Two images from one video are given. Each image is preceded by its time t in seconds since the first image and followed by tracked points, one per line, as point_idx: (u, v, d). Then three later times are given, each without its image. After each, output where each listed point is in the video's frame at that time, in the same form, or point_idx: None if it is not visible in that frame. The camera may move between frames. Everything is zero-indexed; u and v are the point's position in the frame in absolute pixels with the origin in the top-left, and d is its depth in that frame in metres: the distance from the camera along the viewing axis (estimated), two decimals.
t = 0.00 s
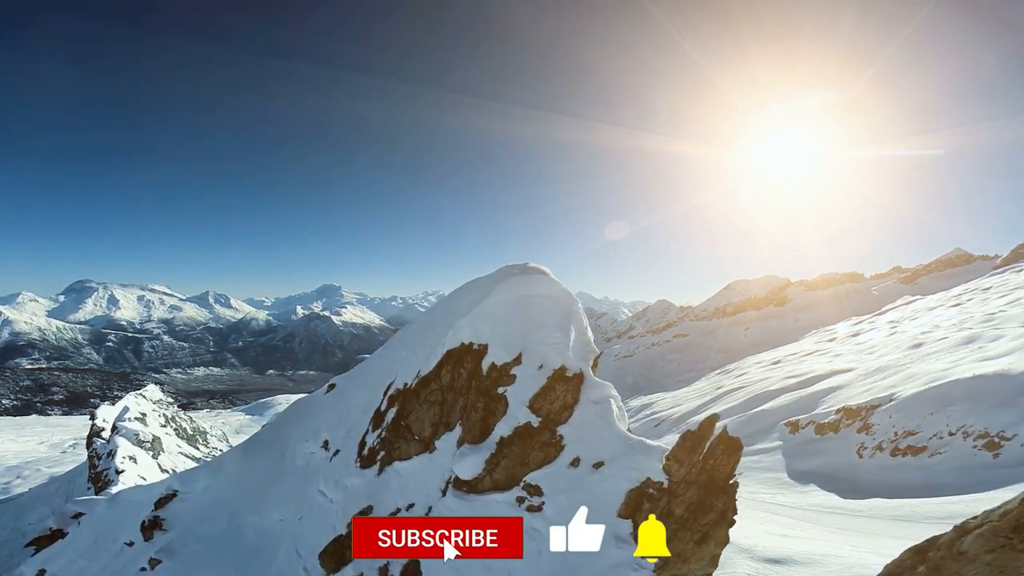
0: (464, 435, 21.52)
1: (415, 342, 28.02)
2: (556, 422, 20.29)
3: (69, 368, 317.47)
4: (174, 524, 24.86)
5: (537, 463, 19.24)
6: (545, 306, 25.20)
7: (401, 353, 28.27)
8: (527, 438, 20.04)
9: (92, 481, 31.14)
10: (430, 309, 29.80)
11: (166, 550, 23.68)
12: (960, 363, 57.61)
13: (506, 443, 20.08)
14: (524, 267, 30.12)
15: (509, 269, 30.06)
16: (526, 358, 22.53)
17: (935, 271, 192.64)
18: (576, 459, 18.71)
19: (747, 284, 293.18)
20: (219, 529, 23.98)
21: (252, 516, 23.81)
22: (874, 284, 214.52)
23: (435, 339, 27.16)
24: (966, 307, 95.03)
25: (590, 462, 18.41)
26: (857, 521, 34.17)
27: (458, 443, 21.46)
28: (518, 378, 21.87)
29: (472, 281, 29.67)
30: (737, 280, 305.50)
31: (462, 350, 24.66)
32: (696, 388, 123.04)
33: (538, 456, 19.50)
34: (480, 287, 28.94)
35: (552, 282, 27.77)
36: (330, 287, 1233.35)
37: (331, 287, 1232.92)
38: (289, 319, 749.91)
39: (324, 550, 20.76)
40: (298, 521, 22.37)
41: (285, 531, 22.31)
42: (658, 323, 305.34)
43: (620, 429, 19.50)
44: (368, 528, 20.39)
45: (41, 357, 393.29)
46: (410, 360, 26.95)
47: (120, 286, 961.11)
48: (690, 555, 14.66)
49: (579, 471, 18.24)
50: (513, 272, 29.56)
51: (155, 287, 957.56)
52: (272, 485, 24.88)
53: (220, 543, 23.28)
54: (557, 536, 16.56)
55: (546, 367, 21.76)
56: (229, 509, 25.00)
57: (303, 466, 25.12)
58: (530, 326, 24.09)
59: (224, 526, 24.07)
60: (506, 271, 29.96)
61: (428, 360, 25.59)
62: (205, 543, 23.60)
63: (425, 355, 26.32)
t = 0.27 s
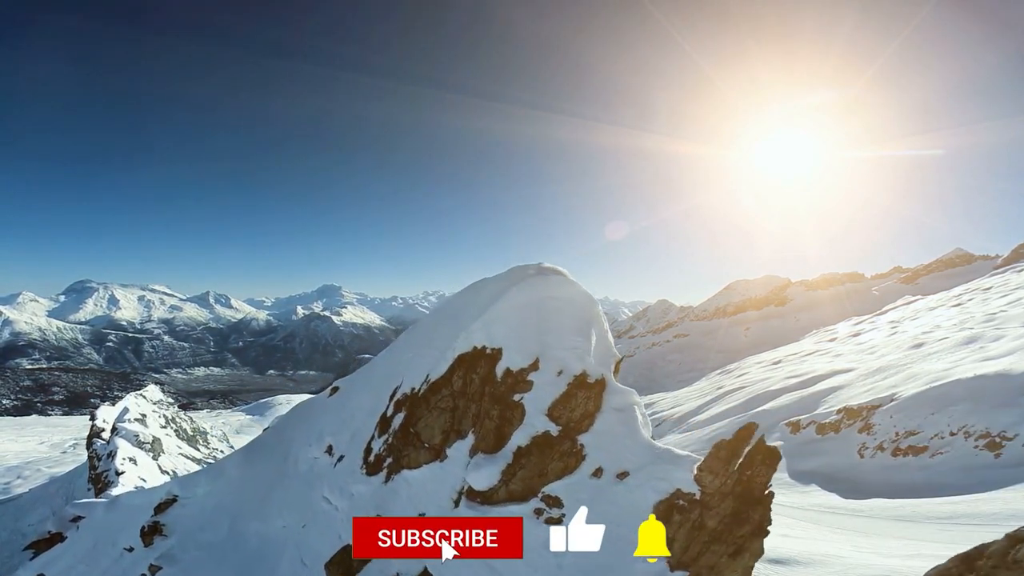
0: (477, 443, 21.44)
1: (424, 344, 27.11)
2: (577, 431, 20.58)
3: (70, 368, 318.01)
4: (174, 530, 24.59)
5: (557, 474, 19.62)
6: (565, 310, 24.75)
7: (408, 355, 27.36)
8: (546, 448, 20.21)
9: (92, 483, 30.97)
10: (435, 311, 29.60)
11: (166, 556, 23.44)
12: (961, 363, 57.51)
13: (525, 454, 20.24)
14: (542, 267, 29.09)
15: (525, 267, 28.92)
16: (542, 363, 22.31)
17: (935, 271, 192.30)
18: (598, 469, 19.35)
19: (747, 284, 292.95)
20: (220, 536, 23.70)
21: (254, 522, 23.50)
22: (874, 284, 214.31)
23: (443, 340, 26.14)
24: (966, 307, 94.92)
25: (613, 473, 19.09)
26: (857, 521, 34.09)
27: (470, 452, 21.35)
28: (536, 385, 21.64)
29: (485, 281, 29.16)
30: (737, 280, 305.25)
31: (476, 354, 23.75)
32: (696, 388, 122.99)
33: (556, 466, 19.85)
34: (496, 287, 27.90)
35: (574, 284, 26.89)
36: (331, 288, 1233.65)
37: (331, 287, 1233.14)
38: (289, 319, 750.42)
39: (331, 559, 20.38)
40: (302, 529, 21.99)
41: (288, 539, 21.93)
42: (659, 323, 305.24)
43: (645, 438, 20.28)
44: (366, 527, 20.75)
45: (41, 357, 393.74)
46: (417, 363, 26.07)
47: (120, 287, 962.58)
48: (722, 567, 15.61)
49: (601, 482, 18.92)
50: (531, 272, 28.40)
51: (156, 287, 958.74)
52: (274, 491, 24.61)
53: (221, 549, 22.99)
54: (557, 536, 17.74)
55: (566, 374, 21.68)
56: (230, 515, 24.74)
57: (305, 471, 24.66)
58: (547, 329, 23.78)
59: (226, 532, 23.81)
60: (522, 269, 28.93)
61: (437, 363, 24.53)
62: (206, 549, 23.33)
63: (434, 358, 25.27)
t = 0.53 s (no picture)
0: (493, 451, 21.22)
1: (432, 347, 26.96)
2: (600, 440, 20.33)
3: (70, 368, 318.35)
4: (175, 535, 24.41)
5: (579, 485, 19.39)
6: (585, 313, 23.97)
7: (416, 358, 27.04)
8: (567, 457, 20.07)
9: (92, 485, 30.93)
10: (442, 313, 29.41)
11: (167, 562, 23.24)
12: (962, 363, 57.35)
13: (545, 464, 20.05)
14: (558, 267, 28.33)
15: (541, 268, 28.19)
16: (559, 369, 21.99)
17: (935, 271, 191.88)
18: (622, 480, 18.95)
19: (747, 284, 292.73)
20: (222, 542, 23.51)
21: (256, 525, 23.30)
22: (873, 284, 214.00)
23: (453, 347, 25.66)
24: (966, 307, 94.75)
25: (639, 483, 18.69)
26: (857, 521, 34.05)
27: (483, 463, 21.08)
28: (556, 393, 21.42)
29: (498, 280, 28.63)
30: (737, 280, 305.00)
31: (490, 359, 23.51)
32: (697, 388, 122.91)
33: (577, 477, 19.64)
34: (511, 288, 27.32)
35: (595, 287, 25.99)
36: (331, 288, 1233.78)
37: (331, 288, 1233.26)
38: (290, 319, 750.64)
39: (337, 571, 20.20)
40: (306, 536, 21.87)
41: (292, 546, 21.82)
42: (659, 323, 305.16)
43: (672, 447, 19.87)
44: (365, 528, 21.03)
45: (42, 357, 394.09)
46: (426, 367, 25.70)
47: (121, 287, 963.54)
48: None
49: (625, 493, 18.54)
50: (546, 274, 27.54)
51: (156, 288, 959.38)
52: (276, 495, 24.46)
53: (223, 556, 22.83)
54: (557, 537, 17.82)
55: (587, 381, 21.41)
56: (232, 519, 24.60)
57: (308, 476, 24.51)
58: (565, 332, 23.19)
59: (227, 538, 23.64)
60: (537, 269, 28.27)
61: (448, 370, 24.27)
62: (208, 555, 23.16)
63: (445, 363, 24.88)
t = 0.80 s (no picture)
0: (508, 460, 21.14)
1: (442, 346, 26.30)
2: (624, 450, 20.17)
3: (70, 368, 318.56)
4: (176, 541, 24.19)
5: (602, 496, 19.37)
6: (607, 319, 23.71)
7: (424, 359, 26.38)
8: (590, 468, 19.91)
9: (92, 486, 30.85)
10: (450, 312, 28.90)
11: (168, 568, 23.04)
12: (963, 363, 57.19)
13: (568, 475, 19.99)
14: (575, 268, 27.86)
15: (558, 268, 27.71)
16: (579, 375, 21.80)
17: (935, 271, 191.56)
18: (648, 492, 18.96)
19: (747, 284, 292.70)
20: (223, 548, 23.30)
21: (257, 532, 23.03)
22: (874, 284, 213.71)
23: (466, 350, 25.10)
24: (967, 307, 94.61)
25: (666, 494, 18.72)
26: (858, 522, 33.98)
27: (495, 474, 21.03)
28: (577, 401, 21.26)
29: (511, 279, 28.07)
30: (737, 280, 304.67)
31: (505, 365, 23.02)
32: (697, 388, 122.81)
33: (600, 488, 19.59)
34: (526, 289, 26.89)
35: (616, 288, 25.64)
36: (331, 288, 1234.06)
37: (332, 288, 1233.49)
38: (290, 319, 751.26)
39: None
40: (310, 545, 21.65)
41: (295, 554, 21.63)
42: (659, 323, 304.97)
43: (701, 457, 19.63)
44: (364, 528, 21.39)
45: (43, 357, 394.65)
46: (436, 371, 24.99)
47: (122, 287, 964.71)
48: None
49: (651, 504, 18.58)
50: (563, 276, 27.18)
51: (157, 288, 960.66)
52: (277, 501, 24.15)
53: (225, 562, 22.64)
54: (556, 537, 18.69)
55: (610, 389, 21.09)
56: (233, 525, 24.30)
57: (312, 482, 23.91)
58: (586, 338, 22.93)
59: (228, 544, 23.38)
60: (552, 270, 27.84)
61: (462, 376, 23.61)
62: (209, 561, 22.94)
63: (458, 368, 24.30)
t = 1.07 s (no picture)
0: (528, 473, 20.67)
1: (450, 350, 26.54)
2: (654, 463, 19.51)
3: (71, 368, 319.00)
4: (178, 549, 23.98)
5: (632, 511, 18.62)
6: (633, 323, 23.39)
7: (434, 362, 26.45)
8: (617, 481, 19.34)
9: (93, 487, 30.82)
10: (462, 312, 29.11)
11: None
12: (965, 363, 57.00)
13: (595, 488, 19.34)
14: (595, 269, 27.73)
15: (580, 271, 27.68)
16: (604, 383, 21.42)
17: (936, 271, 191.09)
18: (681, 506, 18.23)
19: (747, 284, 292.40)
20: (226, 556, 23.10)
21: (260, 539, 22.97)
22: (874, 284, 213.29)
23: (479, 355, 25.09)
24: (968, 308, 94.33)
25: (701, 509, 17.98)
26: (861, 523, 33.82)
27: (513, 488, 20.54)
28: (602, 410, 20.80)
29: (522, 280, 27.90)
30: (738, 280, 304.29)
31: (523, 372, 22.86)
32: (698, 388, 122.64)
33: (629, 503, 18.88)
34: (545, 292, 26.76)
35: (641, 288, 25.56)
36: (332, 288, 1235.35)
37: (332, 288, 1234.74)
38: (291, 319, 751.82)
39: None
40: (315, 554, 21.42)
41: (298, 563, 21.43)
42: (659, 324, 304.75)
43: (738, 469, 18.89)
44: (364, 528, 21.60)
45: (43, 357, 395.41)
46: (445, 376, 25.13)
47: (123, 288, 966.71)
48: None
49: (686, 519, 17.80)
50: (583, 278, 26.94)
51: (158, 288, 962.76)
52: (280, 508, 24.07)
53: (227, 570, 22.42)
54: (557, 537, 18.55)
55: (640, 398, 20.64)
56: (235, 533, 24.18)
57: (314, 489, 24.12)
58: (610, 342, 22.71)
59: (230, 552, 23.20)
60: (572, 272, 27.78)
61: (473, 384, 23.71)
62: (211, 570, 22.71)
63: (471, 373, 24.37)
